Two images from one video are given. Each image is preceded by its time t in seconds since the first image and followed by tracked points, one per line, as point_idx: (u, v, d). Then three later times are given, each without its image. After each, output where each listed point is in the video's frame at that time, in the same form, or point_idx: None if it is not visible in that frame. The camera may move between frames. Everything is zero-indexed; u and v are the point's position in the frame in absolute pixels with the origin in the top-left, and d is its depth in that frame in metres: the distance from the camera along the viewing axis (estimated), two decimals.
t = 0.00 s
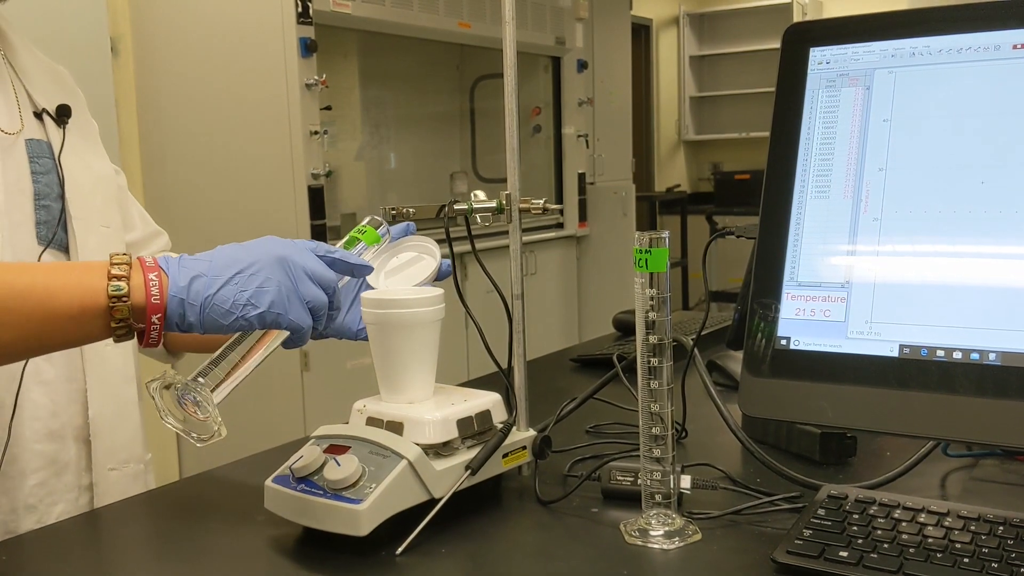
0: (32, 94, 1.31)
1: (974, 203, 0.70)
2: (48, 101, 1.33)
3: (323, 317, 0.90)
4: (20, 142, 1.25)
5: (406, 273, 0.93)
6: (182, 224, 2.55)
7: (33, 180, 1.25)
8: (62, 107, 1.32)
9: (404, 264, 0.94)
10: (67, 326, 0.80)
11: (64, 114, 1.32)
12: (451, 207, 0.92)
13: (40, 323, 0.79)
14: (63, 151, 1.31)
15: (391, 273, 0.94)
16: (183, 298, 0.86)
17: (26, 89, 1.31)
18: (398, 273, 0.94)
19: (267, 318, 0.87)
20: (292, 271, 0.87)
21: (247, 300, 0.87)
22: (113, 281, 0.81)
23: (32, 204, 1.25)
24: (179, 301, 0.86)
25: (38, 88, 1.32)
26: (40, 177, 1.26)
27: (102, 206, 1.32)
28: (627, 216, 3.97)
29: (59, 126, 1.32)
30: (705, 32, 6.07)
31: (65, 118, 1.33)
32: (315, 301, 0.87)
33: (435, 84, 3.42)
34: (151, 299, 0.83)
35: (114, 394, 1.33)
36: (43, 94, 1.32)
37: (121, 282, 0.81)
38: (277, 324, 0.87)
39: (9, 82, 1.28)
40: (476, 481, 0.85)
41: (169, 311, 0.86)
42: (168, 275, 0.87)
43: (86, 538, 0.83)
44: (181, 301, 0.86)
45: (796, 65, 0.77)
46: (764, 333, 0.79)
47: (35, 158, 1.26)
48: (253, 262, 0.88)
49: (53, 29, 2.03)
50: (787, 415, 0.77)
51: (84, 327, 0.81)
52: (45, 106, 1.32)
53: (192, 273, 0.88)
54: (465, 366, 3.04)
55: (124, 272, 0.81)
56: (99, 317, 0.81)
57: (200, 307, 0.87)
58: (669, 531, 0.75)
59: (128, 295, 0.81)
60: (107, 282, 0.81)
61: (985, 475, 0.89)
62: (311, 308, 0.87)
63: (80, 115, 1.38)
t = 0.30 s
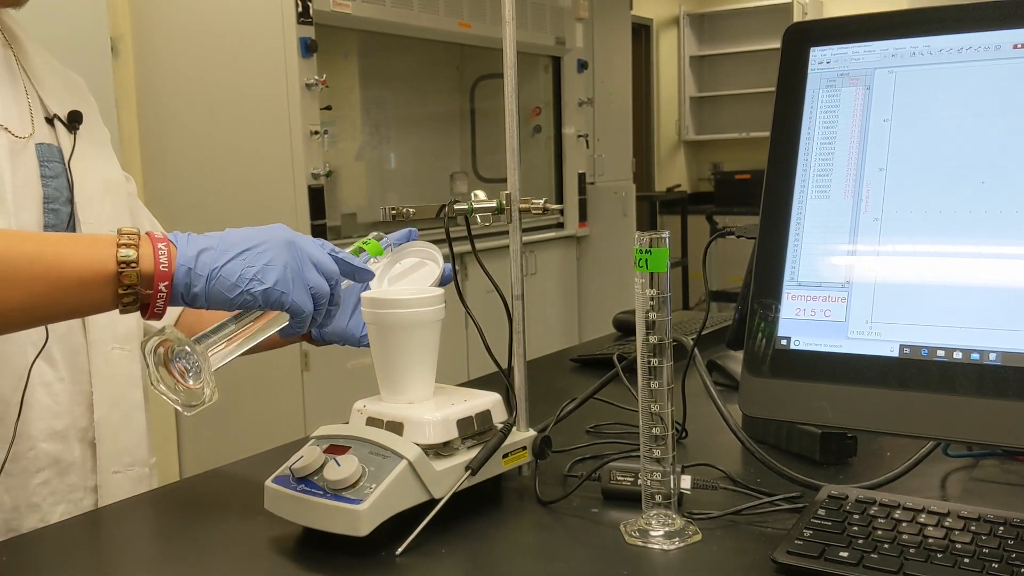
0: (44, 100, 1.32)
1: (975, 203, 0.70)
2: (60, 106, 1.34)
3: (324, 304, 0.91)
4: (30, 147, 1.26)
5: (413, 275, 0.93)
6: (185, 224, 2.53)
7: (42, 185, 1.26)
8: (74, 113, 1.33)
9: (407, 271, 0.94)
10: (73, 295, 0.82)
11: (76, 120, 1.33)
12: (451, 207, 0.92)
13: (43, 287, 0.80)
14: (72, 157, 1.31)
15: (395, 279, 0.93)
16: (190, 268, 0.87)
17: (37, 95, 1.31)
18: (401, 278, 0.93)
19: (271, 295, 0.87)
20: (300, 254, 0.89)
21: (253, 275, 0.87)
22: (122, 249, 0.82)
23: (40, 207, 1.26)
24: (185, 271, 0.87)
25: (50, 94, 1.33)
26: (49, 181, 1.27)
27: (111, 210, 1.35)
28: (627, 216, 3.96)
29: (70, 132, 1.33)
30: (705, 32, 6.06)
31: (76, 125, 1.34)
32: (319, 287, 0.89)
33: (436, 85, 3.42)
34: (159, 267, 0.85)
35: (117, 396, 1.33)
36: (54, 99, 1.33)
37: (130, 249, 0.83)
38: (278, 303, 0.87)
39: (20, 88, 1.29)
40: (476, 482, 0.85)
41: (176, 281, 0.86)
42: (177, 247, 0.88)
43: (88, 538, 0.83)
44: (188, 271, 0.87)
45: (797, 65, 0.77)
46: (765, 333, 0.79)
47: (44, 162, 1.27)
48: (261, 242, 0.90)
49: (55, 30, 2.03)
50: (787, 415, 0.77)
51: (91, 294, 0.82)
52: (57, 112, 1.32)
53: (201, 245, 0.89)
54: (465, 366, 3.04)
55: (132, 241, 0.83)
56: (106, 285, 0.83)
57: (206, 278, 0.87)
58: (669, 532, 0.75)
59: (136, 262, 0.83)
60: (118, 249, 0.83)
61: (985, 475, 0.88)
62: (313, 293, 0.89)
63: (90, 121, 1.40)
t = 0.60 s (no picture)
0: (55, 104, 1.32)
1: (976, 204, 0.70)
2: (69, 109, 1.34)
3: (334, 295, 0.91)
4: (42, 148, 1.25)
5: (420, 273, 0.95)
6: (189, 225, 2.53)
7: (53, 186, 1.26)
8: (84, 116, 1.34)
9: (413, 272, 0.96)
10: (85, 265, 0.81)
11: (86, 123, 1.34)
12: (453, 208, 0.91)
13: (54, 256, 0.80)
14: (81, 161, 1.32)
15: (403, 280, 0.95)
16: (209, 242, 0.87)
17: (48, 98, 1.32)
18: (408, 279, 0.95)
19: (287, 277, 0.86)
20: (318, 244, 0.90)
21: (271, 254, 0.87)
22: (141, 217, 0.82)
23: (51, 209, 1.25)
24: (204, 244, 0.87)
25: (61, 98, 1.34)
26: (60, 183, 1.27)
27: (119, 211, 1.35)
28: (629, 216, 3.94)
29: (80, 135, 1.34)
30: (706, 32, 6.06)
31: (86, 127, 1.35)
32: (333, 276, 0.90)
33: (437, 85, 3.42)
34: (179, 236, 0.85)
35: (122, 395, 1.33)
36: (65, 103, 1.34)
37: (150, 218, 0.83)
38: (292, 287, 0.87)
39: (31, 91, 1.29)
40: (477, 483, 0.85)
41: (194, 253, 0.87)
42: (198, 223, 0.89)
43: (92, 538, 0.83)
44: (207, 244, 0.87)
45: (797, 66, 0.77)
46: (766, 334, 0.79)
47: (55, 164, 1.27)
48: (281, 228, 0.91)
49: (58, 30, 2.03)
50: (788, 417, 0.77)
51: (104, 266, 0.82)
52: (67, 115, 1.33)
53: (222, 223, 0.89)
54: (466, 367, 3.04)
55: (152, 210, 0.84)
56: (123, 256, 0.83)
57: (224, 253, 0.87)
58: (670, 533, 0.75)
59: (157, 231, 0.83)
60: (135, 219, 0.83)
61: (986, 476, 0.89)
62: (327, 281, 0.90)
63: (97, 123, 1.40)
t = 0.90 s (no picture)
0: (59, 105, 1.33)
1: (976, 205, 0.70)
2: (72, 110, 1.34)
3: (338, 291, 0.93)
4: (46, 148, 1.26)
5: (421, 272, 0.95)
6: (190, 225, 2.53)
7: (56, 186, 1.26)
8: (87, 116, 1.34)
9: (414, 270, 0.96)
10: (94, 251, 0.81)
11: (89, 124, 1.34)
12: (452, 208, 0.91)
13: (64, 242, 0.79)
14: (84, 160, 1.31)
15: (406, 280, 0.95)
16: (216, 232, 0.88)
17: (52, 99, 1.32)
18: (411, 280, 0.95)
19: (293, 269, 0.88)
20: (323, 240, 0.92)
21: (279, 246, 0.89)
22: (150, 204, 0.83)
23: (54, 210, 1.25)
24: (213, 234, 0.87)
25: (65, 99, 1.34)
26: (63, 182, 1.27)
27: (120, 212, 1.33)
28: (630, 216, 3.94)
29: (83, 135, 1.33)
30: (706, 33, 6.06)
31: (89, 128, 1.34)
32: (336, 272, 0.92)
33: (437, 85, 3.42)
34: (187, 224, 0.86)
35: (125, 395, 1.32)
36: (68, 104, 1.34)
37: (158, 205, 0.83)
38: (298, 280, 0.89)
39: (34, 91, 1.29)
40: (477, 483, 0.85)
41: (201, 241, 0.87)
42: (204, 213, 0.89)
43: (94, 538, 0.83)
44: (216, 233, 0.87)
45: (797, 67, 0.77)
46: (766, 334, 0.79)
47: (58, 164, 1.27)
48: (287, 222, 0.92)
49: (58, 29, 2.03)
50: (789, 418, 0.77)
51: (113, 253, 0.82)
52: (70, 116, 1.33)
53: (229, 214, 0.90)
54: (466, 367, 3.04)
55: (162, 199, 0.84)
56: (132, 243, 0.83)
57: (232, 243, 0.88)
58: (670, 533, 0.75)
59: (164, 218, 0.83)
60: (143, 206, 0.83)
61: (986, 477, 0.88)
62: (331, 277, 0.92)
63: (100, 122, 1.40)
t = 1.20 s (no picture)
0: (59, 105, 1.32)
1: (977, 206, 0.70)
2: (73, 110, 1.34)
3: (346, 281, 0.92)
4: (46, 149, 1.26)
5: (423, 271, 0.95)
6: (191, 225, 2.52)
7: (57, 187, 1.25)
8: (87, 117, 1.34)
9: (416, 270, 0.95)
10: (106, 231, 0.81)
11: (89, 124, 1.34)
12: (453, 209, 0.90)
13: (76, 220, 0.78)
14: (85, 161, 1.31)
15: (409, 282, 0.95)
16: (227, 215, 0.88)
17: (52, 99, 1.32)
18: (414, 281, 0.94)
19: (303, 254, 0.87)
20: (333, 231, 0.92)
21: (289, 231, 0.88)
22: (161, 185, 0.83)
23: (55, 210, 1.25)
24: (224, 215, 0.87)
25: (65, 99, 1.34)
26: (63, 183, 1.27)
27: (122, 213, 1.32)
28: (630, 216, 3.93)
29: (83, 136, 1.33)
30: (706, 32, 6.06)
31: (89, 129, 1.34)
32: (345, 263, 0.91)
33: (438, 85, 3.42)
34: (199, 204, 0.86)
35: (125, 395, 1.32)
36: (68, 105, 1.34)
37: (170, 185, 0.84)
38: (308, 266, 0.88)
39: (35, 92, 1.29)
40: (478, 484, 0.84)
41: (213, 222, 0.87)
42: (215, 198, 0.89)
43: (95, 539, 0.83)
44: (226, 215, 0.87)
45: (798, 67, 0.77)
46: (767, 335, 0.79)
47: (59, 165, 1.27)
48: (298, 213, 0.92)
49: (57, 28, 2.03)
50: (790, 419, 0.76)
51: (123, 233, 0.82)
52: (71, 116, 1.33)
53: (240, 198, 0.90)
54: (467, 367, 3.04)
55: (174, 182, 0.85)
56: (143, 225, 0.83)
57: (243, 225, 0.88)
58: (671, 534, 0.75)
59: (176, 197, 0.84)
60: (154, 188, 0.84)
61: (987, 478, 0.88)
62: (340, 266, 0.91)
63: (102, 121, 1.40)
